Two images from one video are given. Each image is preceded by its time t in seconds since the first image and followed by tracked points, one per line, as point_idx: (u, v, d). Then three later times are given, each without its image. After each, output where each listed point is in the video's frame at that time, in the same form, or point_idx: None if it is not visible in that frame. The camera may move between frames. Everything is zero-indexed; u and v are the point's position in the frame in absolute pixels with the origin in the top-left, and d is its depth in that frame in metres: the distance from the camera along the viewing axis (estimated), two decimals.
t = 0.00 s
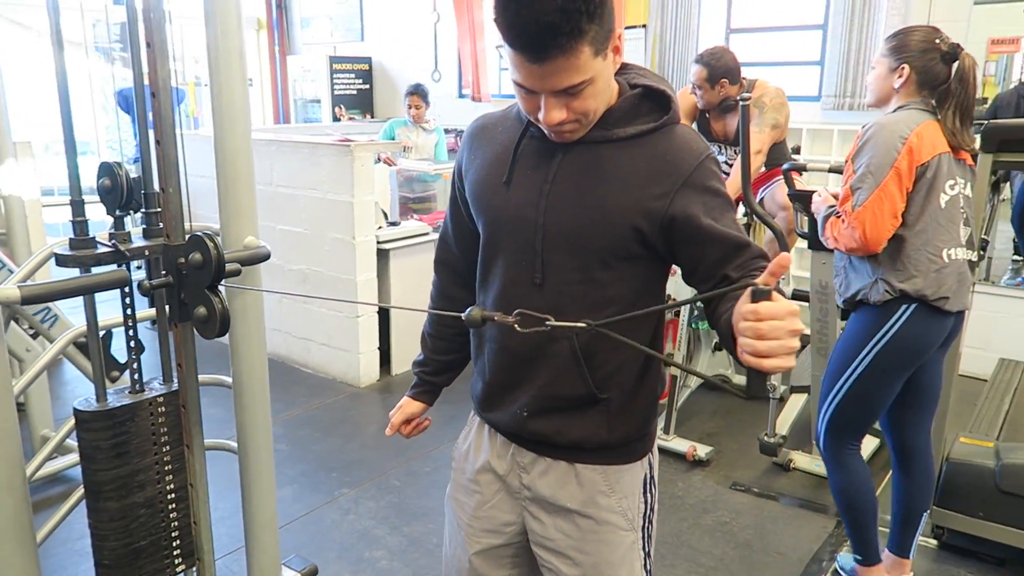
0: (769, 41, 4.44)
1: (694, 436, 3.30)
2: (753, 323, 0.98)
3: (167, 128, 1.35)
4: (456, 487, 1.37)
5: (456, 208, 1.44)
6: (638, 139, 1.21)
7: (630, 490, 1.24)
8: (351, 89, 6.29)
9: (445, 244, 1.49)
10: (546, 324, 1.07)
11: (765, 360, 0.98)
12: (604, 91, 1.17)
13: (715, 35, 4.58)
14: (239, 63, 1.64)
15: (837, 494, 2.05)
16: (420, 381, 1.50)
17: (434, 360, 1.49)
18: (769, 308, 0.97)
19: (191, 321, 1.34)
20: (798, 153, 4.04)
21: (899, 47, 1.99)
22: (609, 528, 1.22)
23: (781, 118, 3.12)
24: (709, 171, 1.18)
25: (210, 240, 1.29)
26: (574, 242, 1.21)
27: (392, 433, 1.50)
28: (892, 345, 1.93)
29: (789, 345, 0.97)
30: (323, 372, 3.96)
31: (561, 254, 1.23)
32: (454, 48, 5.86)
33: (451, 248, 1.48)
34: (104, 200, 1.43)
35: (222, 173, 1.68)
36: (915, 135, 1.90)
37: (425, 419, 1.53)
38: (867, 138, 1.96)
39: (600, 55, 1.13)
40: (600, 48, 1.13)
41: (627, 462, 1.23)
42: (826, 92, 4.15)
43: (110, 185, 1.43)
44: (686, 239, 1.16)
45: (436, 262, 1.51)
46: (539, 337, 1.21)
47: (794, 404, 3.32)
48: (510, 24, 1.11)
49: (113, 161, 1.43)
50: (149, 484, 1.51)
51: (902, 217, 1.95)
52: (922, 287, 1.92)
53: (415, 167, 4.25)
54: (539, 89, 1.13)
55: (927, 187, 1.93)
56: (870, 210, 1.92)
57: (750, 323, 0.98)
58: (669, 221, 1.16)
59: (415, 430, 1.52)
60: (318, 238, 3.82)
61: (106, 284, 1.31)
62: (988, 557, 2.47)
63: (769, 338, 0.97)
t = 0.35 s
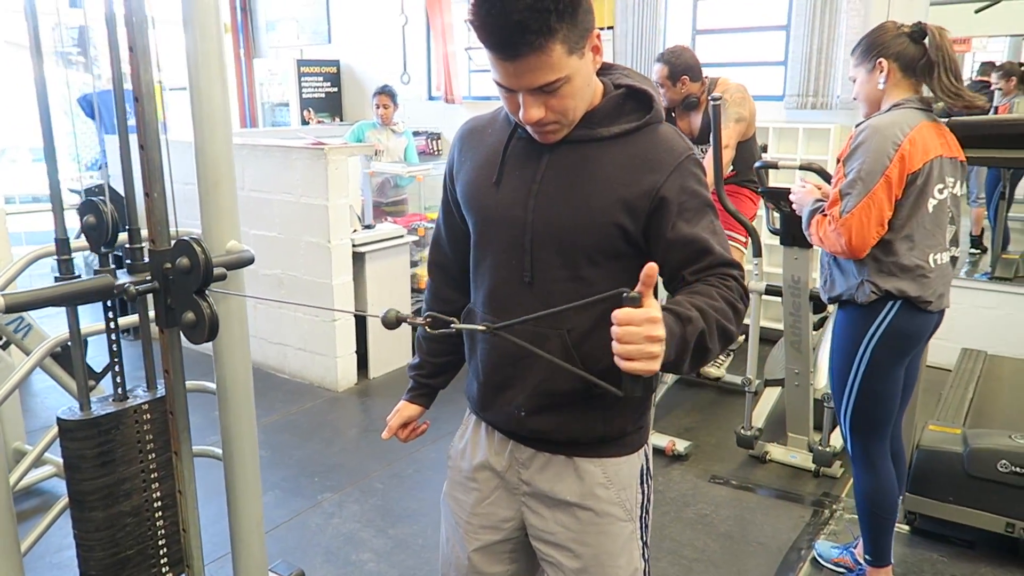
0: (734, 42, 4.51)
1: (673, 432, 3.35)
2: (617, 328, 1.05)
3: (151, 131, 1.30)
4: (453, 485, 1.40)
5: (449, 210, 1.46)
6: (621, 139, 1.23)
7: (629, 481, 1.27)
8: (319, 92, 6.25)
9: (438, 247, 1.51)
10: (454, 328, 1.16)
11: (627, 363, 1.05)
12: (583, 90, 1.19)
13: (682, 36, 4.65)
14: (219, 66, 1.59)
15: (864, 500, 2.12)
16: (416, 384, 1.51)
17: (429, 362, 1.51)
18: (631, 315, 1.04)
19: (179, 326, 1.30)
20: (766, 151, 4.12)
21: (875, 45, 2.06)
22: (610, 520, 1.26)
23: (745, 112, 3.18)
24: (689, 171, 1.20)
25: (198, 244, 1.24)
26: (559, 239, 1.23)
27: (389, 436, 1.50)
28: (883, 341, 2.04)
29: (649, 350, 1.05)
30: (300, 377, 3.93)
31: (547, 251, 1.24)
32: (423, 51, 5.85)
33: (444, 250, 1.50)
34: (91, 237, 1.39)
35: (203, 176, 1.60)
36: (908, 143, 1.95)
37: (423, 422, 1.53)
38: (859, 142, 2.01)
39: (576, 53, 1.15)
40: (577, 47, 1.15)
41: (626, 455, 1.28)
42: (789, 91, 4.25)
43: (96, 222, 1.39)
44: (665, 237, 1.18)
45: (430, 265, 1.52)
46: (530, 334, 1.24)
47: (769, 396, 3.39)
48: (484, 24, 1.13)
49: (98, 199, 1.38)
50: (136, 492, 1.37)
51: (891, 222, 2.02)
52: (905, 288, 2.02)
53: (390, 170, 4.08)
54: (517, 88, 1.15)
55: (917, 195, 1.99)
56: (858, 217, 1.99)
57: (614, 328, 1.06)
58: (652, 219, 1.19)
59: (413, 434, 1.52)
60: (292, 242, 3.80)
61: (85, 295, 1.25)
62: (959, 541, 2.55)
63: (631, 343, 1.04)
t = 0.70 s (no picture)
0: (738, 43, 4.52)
1: (677, 432, 3.36)
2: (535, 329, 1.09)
3: (162, 134, 1.30)
4: (461, 485, 1.42)
5: (459, 212, 1.47)
6: (623, 141, 1.23)
7: (635, 482, 1.28)
8: (323, 94, 6.27)
9: (448, 248, 1.52)
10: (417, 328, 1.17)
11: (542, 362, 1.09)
12: (583, 93, 1.20)
13: (685, 38, 4.66)
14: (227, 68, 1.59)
15: (880, 505, 2.13)
16: (429, 384, 1.53)
17: (441, 363, 1.52)
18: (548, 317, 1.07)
19: (188, 327, 1.30)
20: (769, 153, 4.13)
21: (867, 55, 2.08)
22: (616, 520, 1.27)
23: (751, 118, 3.19)
24: (690, 173, 1.20)
25: (207, 246, 1.23)
26: (559, 241, 1.24)
27: (403, 436, 1.51)
28: (894, 347, 2.05)
29: (557, 353, 1.07)
30: (306, 379, 3.95)
31: (548, 253, 1.25)
32: (426, 53, 5.87)
33: (454, 252, 1.51)
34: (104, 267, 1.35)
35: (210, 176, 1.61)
36: (904, 156, 1.98)
37: (436, 422, 1.54)
38: (856, 158, 2.05)
39: (576, 56, 1.15)
40: (577, 49, 1.15)
41: (632, 456, 1.28)
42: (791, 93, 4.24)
43: (109, 251, 1.35)
44: (661, 240, 1.18)
45: (441, 267, 1.53)
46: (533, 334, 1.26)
47: (773, 397, 3.40)
48: (485, 25, 1.14)
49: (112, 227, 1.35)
50: (146, 493, 1.36)
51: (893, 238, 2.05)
52: (913, 295, 2.03)
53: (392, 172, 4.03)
54: (517, 90, 1.16)
55: (920, 208, 2.01)
56: (858, 236, 2.04)
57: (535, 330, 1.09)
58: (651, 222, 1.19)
59: (426, 433, 1.53)
60: (297, 244, 3.81)
61: (97, 295, 1.25)
62: (962, 541, 2.55)
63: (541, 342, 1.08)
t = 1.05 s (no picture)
0: (753, 57, 4.53)
1: (693, 446, 3.35)
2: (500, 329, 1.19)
3: (186, 151, 1.32)
4: (478, 496, 1.43)
5: (479, 228, 1.49)
6: (632, 158, 1.25)
7: (651, 494, 1.29)
8: (341, 108, 6.34)
9: (469, 262, 1.54)
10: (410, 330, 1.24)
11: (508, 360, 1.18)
12: (592, 110, 1.22)
13: (701, 52, 4.68)
14: (250, 84, 1.60)
15: (894, 516, 2.18)
16: (450, 396, 1.54)
17: (461, 376, 1.54)
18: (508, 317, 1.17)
19: (210, 339, 1.31)
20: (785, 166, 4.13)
21: (884, 71, 2.10)
22: (632, 532, 1.28)
23: (765, 128, 3.19)
24: (699, 189, 1.20)
25: (230, 259, 1.25)
26: (568, 257, 1.26)
27: (424, 447, 1.53)
28: (905, 358, 2.08)
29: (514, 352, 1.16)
30: (323, 390, 3.98)
31: (559, 268, 1.27)
32: (444, 67, 5.93)
33: (475, 266, 1.53)
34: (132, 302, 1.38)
35: (233, 191, 1.63)
36: (926, 174, 1.97)
37: (458, 434, 1.56)
38: (877, 176, 2.04)
39: (582, 73, 1.17)
40: (583, 67, 1.17)
41: (648, 468, 1.29)
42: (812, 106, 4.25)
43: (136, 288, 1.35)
44: (665, 256, 1.19)
45: (463, 281, 1.55)
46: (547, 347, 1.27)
47: (790, 411, 3.39)
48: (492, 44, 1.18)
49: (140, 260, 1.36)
50: (166, 502, 1.38)
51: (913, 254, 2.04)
52: (923, 306, 2.05)
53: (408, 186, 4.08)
54: (525, 107, 1.19)
55: (939, 226, 2.01)
56: (878, 253, 2.03)
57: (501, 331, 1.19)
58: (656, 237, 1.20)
59: (447, 445, 1.55)
60: (315, 256, 3.85)
61: (120, 307, 1.27)
62: (982, 558, 2.53)
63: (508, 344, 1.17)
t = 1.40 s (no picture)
0: (768, 70, 4.54)
1: (706, 458, 3.34)
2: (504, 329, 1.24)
3: (208, 163, 1.34)
4: (490, 504, 1.44)
5: (495, 239, 1.51)
6: (643, 173, 1.26)
7: (664, 504, 1.30)
8: (357, 119, 6.40)
9: (485, 273, 1.56)
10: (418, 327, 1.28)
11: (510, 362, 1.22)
12: (607, 103, 1.24)
13: (716, 64, 4.69)
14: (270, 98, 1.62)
15: (897, 518, 2.15)
16: (463, 406, 1.56)
17: (475, 387, 1.55)
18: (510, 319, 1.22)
19: (228, 346, 1.33)
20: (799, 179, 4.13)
21: (918, 81, 2.08)
22: (645, 541, 1.29)
23: (782, 145, 3.20)
24: (709, 207, 1.21)
25: (248, 268, 1.27)
26: (579, 269, 1.28)
27: (438, 456, 1.55)
28: (909, 360, 2.09)
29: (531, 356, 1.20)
30: (336, 398, 4.01)
31: (571, 280, 1.29)
32: (459, 78, 5.98)
33: (490, 278, 1.55)
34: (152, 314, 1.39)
35: (251, 201, 1.64)
36: (949, 187, 2.00)
37: (470, 445, 1.58)
38: (902, 184, 2.05)
39: (606, 59, 1.22)
40: (608, 54, 1.22)
41: (661, 477, 1.30)
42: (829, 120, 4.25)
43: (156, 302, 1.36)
44: (673, 271, 1.21)
45: (478, 292, 1.57)
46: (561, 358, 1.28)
47: (804, 425, 3.38)
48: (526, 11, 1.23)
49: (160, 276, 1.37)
50: (183, 506, 1.40)
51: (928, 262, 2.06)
52: (931, 313, 2.06)
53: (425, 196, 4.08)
54: (545, 75, 1.22)
55: (955, 237, 2.05)
56: (899, 259, 2.04)
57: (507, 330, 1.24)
58: (667, 250, 1.21)
59: (460, 455, 1.57)
60: (331, 266, 3.89)
61: (141, 314, 1.29)
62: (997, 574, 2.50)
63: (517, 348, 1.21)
